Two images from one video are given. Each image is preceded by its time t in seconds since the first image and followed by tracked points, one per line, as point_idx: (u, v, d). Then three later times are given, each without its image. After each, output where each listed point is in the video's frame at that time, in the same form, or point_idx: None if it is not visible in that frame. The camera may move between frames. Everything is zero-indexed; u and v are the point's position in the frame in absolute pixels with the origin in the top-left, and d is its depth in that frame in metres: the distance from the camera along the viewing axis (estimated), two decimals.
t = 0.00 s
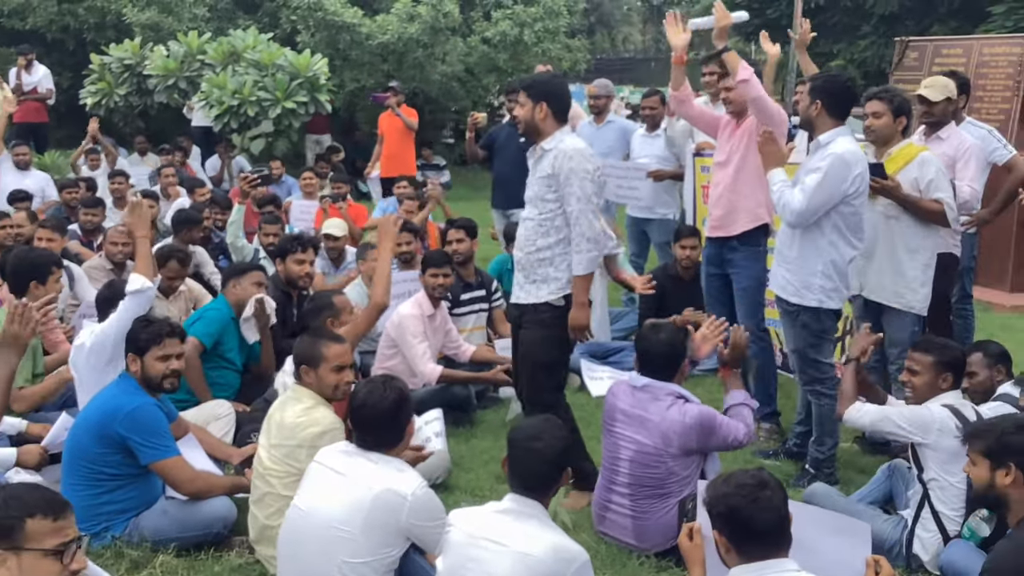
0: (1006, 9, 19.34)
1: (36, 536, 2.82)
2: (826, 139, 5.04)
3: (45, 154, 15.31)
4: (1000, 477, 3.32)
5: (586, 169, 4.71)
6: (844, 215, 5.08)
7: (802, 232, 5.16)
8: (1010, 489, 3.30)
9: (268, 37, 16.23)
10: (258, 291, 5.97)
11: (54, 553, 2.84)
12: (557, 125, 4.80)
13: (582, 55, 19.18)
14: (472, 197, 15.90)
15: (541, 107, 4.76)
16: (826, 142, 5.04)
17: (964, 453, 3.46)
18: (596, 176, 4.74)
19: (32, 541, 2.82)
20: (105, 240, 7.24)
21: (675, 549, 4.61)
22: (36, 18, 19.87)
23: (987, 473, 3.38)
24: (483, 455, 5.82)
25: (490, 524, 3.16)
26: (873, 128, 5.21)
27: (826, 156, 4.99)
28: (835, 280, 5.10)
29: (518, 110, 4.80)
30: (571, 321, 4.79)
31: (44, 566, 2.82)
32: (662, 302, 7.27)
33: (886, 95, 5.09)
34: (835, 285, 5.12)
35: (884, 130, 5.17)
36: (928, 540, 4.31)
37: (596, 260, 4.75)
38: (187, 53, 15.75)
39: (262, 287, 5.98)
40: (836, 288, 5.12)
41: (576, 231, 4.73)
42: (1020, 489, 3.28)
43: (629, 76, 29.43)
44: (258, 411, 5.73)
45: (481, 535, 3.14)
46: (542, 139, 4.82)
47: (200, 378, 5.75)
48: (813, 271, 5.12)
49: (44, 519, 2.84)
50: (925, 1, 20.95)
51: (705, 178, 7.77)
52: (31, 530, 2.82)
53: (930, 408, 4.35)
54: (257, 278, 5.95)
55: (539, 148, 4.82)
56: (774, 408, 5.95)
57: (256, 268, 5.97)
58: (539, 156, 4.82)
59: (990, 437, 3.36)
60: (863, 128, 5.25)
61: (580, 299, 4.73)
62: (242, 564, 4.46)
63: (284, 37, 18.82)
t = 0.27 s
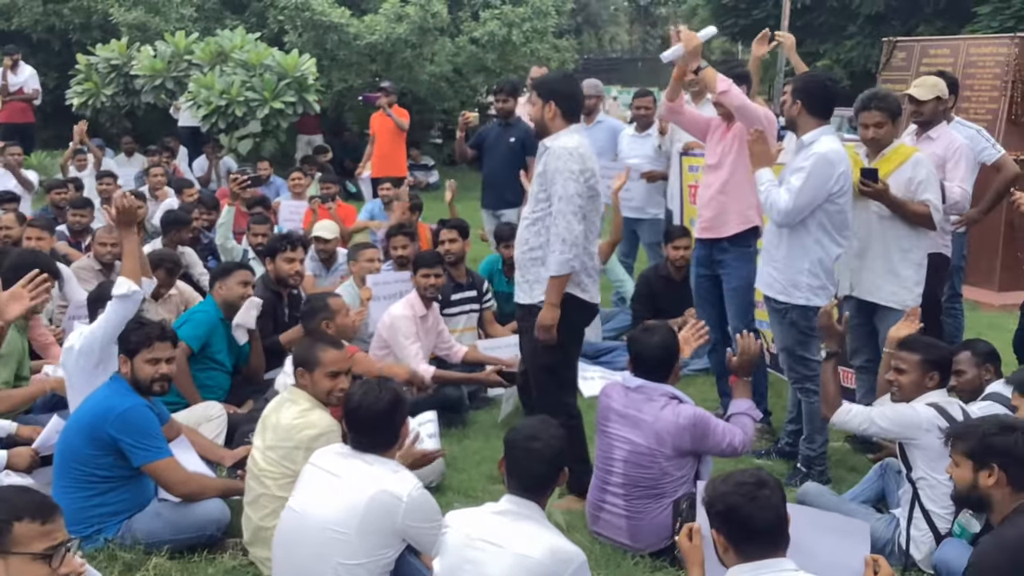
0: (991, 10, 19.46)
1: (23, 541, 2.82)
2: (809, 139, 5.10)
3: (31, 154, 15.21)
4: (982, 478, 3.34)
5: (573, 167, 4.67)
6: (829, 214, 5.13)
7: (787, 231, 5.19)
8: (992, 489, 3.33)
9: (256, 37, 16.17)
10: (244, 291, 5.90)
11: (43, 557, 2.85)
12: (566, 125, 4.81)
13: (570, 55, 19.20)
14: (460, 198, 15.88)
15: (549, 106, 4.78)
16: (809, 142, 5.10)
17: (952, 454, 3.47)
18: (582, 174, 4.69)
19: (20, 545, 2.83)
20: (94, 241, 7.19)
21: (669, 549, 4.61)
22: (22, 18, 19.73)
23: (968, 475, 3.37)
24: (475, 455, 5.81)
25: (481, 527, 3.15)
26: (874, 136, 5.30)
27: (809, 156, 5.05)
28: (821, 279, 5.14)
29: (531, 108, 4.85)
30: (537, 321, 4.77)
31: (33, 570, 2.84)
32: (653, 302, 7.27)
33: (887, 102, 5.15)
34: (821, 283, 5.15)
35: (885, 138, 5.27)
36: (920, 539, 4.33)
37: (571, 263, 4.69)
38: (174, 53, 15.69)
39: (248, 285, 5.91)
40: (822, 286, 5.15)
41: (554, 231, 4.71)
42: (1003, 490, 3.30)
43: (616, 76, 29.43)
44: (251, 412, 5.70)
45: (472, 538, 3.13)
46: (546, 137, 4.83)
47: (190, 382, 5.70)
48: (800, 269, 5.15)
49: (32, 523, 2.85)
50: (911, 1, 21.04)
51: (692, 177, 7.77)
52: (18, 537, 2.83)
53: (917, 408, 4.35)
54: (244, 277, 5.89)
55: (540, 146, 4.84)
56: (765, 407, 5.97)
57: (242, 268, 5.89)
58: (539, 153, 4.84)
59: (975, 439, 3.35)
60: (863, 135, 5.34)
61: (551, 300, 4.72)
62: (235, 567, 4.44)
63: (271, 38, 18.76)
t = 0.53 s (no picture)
0: (978, 10, 19.56)
1: None
2: (790, 139, 5.14)
3: (16, 154, 15.11)
4: (994, 474, 3.40)
5: (586, 181, 4.67)
6: (811, 213, 5.16)
7: (772, 231, 5.25)
8: (1003, 486, 3.39)
9: (244, 36, 16.13)
10: (239, 293, 5.93)
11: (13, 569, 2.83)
12: (577, 129, 4.80)
13: (558, 55, 19.21)
14: (449, 197, 15.87)
15: (559, 105, 4.78)
16: (791, 142, 5.14)
17: (954, 452, 3.52)
18: (594, 188, 4.69)
19: None
20: (83, 242, 7.15)
21: (663, 549, 4.61)
22: (7, 18, 19.62)
23: (980, 472, 3.43)
24: (467, 455, 5.81)
25: (480, 526, 3.16)
26: (875, 138, 5.31)
27: (789, 155, 5.09)
28: (804, 277, 5.19)
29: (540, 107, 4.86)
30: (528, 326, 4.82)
31: None
32: (644, 302, 7.28)
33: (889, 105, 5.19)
34: (805, 281, 5.20)
35: (884, 139, 5.28)
36: (914, 541, 4.36)
37: (567, 275, 4.71)
38: (162, 52, 15.64)
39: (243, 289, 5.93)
40: (803, 285, 5.20)
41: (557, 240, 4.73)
42: (1014, 487, 3.37)
43: (604, 76, 29.42)
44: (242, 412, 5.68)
45: (470, 539, 3.13)
46: (560, 139, 4.83)
47: (181, 383, 5.68)
48: (782, 268, 5.21)
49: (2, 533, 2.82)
50: (897, 1, 21.12)
51: (678, 178, 7.86)
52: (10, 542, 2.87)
53: (910, 410, 4.38)
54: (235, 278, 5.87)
55: (554, 148, 4.84)
56: (756, 407, 6.00)
57: (238, 271, 5.93)
58: (551, 155, 4.85)
59: (987, 434, 3.43)
60: (862, 136, 5.35)
61: (542, 307, 4.77)
62: (228, 568, 4.43)
63: (259, 38, 18.72)
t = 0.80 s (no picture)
0: (963, 9, 19.65)
1: None
2: (774, 137, 5.16)
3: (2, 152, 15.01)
4: None
5: (602, 189, 4.70)
6: (795, 210, 5.17)
7: (757, 230, 5.27)
8: None
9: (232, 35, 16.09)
10: (231, 293, 5.88)
11: None
12: (589, 134, 4.81)
13: (547, 54, 19.22)
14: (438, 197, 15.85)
15: (570, 106, 4.76)
16: (775, 140, 5.16)
17: (976, 454, 3.47)
18: (607, 196, 4.72)
19: None
20: (72, 241, 7.11)
21: (656, 547, 4.62)
22: None
23: (1011, 472, 3.41)
24: (459, 455, 5.81)
25: (476, 526, 3.16)
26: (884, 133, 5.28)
27: (773, 153, 5.11)
28: (790, 274, 5.21)
29: (549, 109, 4.83)
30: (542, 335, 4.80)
31: None
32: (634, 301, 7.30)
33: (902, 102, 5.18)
34: (790, 278, 5.22)
35: (894, 135, 5.26)
36: (903, 537, 4.38)
37: (582, 282, 4.72)
38: (150, 51, 15.58)
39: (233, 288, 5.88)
40: (788, 282, 5.22)
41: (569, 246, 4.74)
42: None
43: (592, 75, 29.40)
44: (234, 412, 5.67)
45: (464, 538, 3.13)
46: (573, 143, 4.82)
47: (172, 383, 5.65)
48: (768, 266, 5.23)
49: None
50: (884, 0, 21.15)
51: (669, 177, 8.01)
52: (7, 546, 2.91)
53: (893, 407, 4.39)
54: (227, 279, 5.85)
55: (567, 151, 4.83)
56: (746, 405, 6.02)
57: (229, 271, 5.88)
58: (565, 158, 4.85)
59: (1017, 433, 3.42)
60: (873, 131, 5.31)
61: (555, 315, 4.76)
62: (221, 568, 4.42)
63: (247, 36, 18.66)
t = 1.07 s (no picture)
0: (950, 9, 19.76)
1: None
2: (764, 136, 5.18)
3: None
4: (1016, 471, 3.36)
5: (609, 192, 4.73)
6: (786, 207, 5.22)
7: (746, 227, 5.29)
8: None
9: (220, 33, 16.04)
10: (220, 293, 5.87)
11: None
12: (592, 134, 4.83)
13: (536, 52, 19.22)
14: (427, 195, 15.84)
15: (575, 107, 4.74)
16: (764, 138, 5.18)
17: (968, 454, 3.43)
18: (613, 198, 4.76)
19: None
20: (61, 240, 7.07)
21: (648, 546, 4.63)
22: None
23: (1003, 472, 3.37)
24: (451, 454, 5.81)
25: (471, 525, 3.16)
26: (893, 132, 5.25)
27: (763, 151, 5.13)
28: (779, 271, 5.24)
29: (551, 108, 4.81)
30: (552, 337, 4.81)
31: None
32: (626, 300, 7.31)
33: (911, 100, 5.16)
34: (779, 275, 5.24)
35: (902, 133, 5.23)
36: (895, 536, 4.41)
37: (589, 282, 4.76)
38: (137, 49, 15.52)
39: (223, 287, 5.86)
40: (777, 278, 5.24)
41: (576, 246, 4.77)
42: None
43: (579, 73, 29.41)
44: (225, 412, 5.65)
45: (459, 538, 3.13)
46: (577, 143, 4.83)
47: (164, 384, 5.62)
48: (757, 262, 5.26)
49: None
50: None
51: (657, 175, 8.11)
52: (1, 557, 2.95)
53: (882, 407, 4.41)
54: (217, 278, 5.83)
55: (571, 150, 4.83)
56: (737, 404, 6.03)
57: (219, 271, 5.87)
58: (569, 157, 4.84)
59: (1008, 433, 3.37)
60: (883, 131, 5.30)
61: (565, 316, 4.78)
62: (213, 569, 4.41)
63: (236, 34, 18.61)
